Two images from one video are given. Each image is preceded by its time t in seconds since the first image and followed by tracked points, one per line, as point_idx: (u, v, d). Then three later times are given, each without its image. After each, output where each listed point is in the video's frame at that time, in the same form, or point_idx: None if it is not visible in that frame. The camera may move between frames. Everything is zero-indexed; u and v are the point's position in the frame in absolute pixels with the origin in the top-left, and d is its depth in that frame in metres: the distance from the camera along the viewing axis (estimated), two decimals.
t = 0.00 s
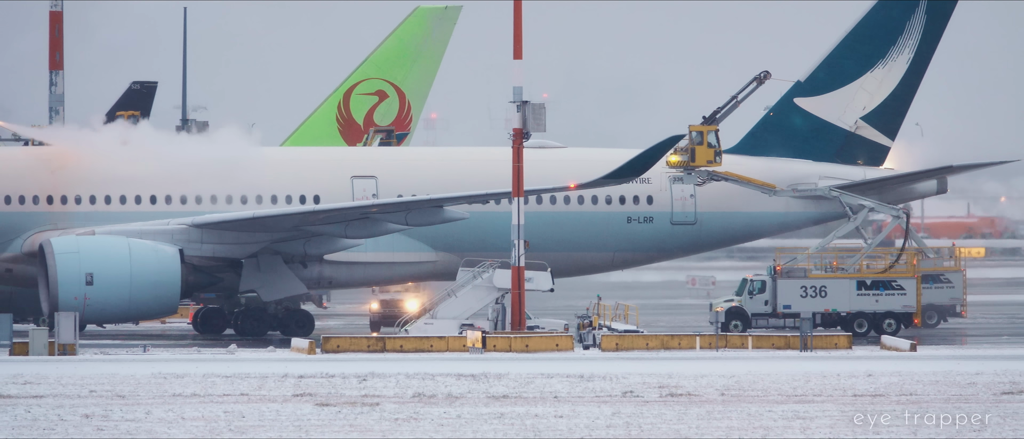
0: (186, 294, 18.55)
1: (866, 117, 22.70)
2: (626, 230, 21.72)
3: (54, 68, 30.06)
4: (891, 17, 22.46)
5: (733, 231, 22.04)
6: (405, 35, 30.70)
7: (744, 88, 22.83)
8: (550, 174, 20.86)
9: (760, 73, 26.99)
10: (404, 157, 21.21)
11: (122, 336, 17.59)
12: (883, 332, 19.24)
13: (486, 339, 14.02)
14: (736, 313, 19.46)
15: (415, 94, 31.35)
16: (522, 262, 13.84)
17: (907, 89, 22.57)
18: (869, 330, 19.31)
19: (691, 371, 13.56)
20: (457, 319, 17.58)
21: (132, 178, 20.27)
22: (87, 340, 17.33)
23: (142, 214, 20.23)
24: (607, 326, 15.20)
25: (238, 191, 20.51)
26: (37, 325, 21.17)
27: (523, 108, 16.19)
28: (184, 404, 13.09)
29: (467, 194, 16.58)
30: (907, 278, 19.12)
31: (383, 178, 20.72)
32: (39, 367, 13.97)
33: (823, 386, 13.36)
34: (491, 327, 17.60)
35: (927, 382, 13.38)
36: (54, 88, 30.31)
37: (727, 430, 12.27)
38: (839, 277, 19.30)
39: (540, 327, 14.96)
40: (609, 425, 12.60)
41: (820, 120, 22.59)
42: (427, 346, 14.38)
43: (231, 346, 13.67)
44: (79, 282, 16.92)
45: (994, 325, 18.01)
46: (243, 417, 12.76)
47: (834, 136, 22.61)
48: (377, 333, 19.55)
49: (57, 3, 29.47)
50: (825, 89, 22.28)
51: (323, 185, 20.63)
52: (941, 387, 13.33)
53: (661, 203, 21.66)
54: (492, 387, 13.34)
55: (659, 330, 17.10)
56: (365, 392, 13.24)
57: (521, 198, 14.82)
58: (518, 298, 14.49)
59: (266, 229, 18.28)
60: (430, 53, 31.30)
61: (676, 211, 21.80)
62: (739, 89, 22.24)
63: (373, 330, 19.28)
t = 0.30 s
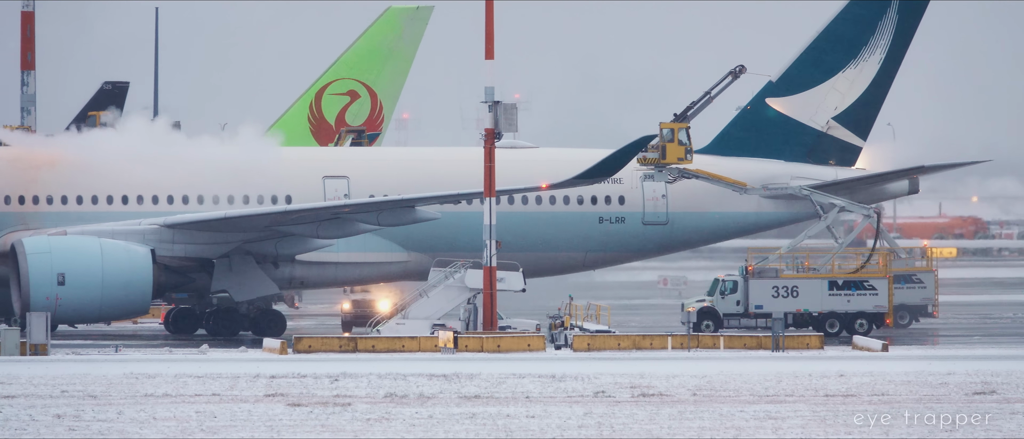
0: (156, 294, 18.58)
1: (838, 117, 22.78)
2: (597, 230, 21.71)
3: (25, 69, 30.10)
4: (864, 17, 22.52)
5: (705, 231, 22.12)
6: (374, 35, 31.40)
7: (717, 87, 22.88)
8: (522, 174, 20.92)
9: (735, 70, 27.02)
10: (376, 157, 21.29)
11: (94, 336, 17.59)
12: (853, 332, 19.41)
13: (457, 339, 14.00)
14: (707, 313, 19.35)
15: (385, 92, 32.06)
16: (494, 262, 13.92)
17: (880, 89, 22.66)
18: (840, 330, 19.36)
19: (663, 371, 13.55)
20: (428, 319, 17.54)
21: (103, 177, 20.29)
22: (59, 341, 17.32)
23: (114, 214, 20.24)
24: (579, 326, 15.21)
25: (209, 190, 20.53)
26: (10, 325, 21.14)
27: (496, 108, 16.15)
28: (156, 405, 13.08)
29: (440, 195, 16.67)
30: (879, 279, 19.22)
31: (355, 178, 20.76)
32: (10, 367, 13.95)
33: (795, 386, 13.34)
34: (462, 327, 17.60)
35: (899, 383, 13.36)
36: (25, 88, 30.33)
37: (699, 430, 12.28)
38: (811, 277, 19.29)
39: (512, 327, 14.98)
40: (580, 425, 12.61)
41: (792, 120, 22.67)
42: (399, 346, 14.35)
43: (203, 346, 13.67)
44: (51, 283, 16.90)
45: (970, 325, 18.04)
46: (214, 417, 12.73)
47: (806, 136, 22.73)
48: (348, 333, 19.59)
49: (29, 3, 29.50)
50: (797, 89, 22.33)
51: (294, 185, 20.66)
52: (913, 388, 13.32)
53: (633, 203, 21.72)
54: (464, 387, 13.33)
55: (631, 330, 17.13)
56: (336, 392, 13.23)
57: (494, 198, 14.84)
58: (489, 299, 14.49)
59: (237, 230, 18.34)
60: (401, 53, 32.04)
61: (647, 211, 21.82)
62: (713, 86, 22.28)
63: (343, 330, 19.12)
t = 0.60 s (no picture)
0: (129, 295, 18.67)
1: (811, 117, 22.89)
2: (570, 231, 21.93)
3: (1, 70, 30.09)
4: (838, 17, 22.63)
5: (678, 231, 22.29)
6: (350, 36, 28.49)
7: (693, 85, 22.97)
8: (494, 173, 21.09)
9: (713, 64, 27.11)
10: (350, 158, 21.41)
11: (68, 336, 17.62)
12: (828, 332, 19.27)
13: (431, 340, 14.05)
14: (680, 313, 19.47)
15: (360, 95, 29.17)
16: (466, 262, 14.04)
17: (853, 90, 22.80)
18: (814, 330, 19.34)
19: (636, 371, 13.54)
20: (401, 319, 17.65)
21: (77, 178, 20.37)
22: (32, 341, 17.35)
23: (91, 214, 20.32)
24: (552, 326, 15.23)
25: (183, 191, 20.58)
26: None
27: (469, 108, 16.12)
28: (129, 405, 13.07)
29: (414, 196, 16.79)
30: (852, 279, 19.21)
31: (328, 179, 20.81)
32: None
33: (768, 387, 13.33)
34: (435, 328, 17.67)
35: (872, 383, 13.35)
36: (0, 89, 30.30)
37: (672, 430, 12.28)
38: (784, 277, 19.33)
39: (484, 328, 15.07)
40: (554, 426, 12.53)
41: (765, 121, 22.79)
42: (372, 347, 14.39)
43: (176, 346, 13.69)
44: (24, 283, 16.90)
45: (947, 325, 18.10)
46: (187, 417, 12.62)
47: (778, 136, 22.92)
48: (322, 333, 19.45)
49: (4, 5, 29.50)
50: (771, 88, 22.42)
51: (268, 185, 20.74)
52: (886, 388, 13.31)
53: (605, 204, 21.91)
54: (437, 387, 13.33)
55: (605, 330, 17.21)
56: (310, 392, 13.23)
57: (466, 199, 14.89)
58: (464, 299, 14.56)
59: (209, 230, 18.42)
60: (377, 54, 29.20)
61: (621, 212, 22.00)
62: (687, 84, 22.42)
63: (318, 331, 19.09)
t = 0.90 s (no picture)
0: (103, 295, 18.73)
1: (785, 118, 22.97)
2: (544, 231, 21.97)
3: None
4: (814, 17, 22.74)
5: (655, 231, 22.39)
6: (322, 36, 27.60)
7: (669, 81, 23.54)
8: (468, 174, 21.20)
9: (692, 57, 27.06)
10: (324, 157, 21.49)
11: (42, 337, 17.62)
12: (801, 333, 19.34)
13: (404, 341, 14.08)
14: (654, 313, 19.62)
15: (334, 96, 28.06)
16: (439, 262, 14.18)
17: (827, 90, 22.89)
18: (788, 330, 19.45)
19: (610, 372, 13.54)
20: (375, 320, 17.75)
21: (51, 178, 20.40)
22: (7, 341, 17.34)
23: (66, 214, 20.36)
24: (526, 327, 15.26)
25: (156, 191, 20.59)
26: None
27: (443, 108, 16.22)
28: (103, 405, 13.01)
29: (388, 196, 16.89)
30: (825, 279, 19.25)
31: (302, 179, 20.88)
32: None
33: (743, 387, 13.33)
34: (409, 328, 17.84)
35: (846, 384, 13.35)
36: None
37: (646, 431, 12.25)
38: (758, 278, 19.39)
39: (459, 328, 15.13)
40: (527, 426, 12.44)
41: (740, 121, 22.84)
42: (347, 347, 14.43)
43: (150, 345, 13.73)
44: None
45: (924, 326, 18.18)
46: (162, 418, 12.56)
47: (754, 137, 22.97)
48: (297, 333, 19.62)
49: None
50: (746, 89, 22.47)
51: (242, 186, 20.78)
52: (860, 388, 13.31)
53: (580, 205, 21.99)
54: (411, 388, 13.31)
55: (577, 331, 17.30)
56: (283, 393, 13.21)
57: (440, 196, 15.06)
58: (437, 300, 14.66)
59: (183, 231, 18.47)
60: (351, 55, 28.29)
61: (594, 212, 22.03)
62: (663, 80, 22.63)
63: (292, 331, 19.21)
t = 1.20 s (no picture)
0: (79, 296, 18.81)
1: (760, 118, 23.07)
2: (520, 232, 22.06)
3: None
4: (788, 17, 22.87)
5: (630, 231, 22.50)
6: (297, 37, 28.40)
7: (646, 77, 23.53)
8: (443, 174, 21.35)
9: (667, 52, 27.14)
10: (299, 158, 21.62)
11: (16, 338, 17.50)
12: (776, 333, 19.47)
13: (379, 341, 14.13)
14: (630, 314, 19.38)
15: (308, 96, 29.10)
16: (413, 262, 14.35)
17: (802, 91, 23.00)
18: (763, 331, 19.45)
19: (585, 373, 13.52)
20: (350, 321, 17.84)
21: (27, 179, 20.47)
22: None
23: (43, 214, 20.43)
24: (502, 327, 15.30)
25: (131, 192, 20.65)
26: None
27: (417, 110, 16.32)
28: (78, 406, 12.89)
29: (362, 197, 16.85)
30: (800, 280, 19.35)
31: (277, 179, 21.01)
32: None
33: (718, 388, 13.30)
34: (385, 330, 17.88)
35: (822, 385, 13.33)
36: None
37: (620, 431, 11.91)
38: (733, 278, 19.41)
39: (434, 329, 15.20)
40: (502, 427, 12.26)
41: (715, 122, 22.96)
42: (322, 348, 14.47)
43: (125, 346, 13.75)
44: None
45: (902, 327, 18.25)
46: (136, 419, 12.44)
47: (730, 138, 23.08)
48: (272, 335, 19.29)
49: None
50: (721, 90, 22.56)
51: (216, 186, 20.90)
52: (835, 389, 13.30)
53: (554, 205, 22.11)
54: (386, 389, 13.26)
55: (550, 331, 17.39)
56: (258, 393, 13.15)
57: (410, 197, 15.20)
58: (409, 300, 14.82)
59: (159, 231, 18.55)
60: (325, 56, 29.19)
61: (569, 213, 22.22)
62: (637, 76, 22.68)
63: (267, 333, 19.22)
